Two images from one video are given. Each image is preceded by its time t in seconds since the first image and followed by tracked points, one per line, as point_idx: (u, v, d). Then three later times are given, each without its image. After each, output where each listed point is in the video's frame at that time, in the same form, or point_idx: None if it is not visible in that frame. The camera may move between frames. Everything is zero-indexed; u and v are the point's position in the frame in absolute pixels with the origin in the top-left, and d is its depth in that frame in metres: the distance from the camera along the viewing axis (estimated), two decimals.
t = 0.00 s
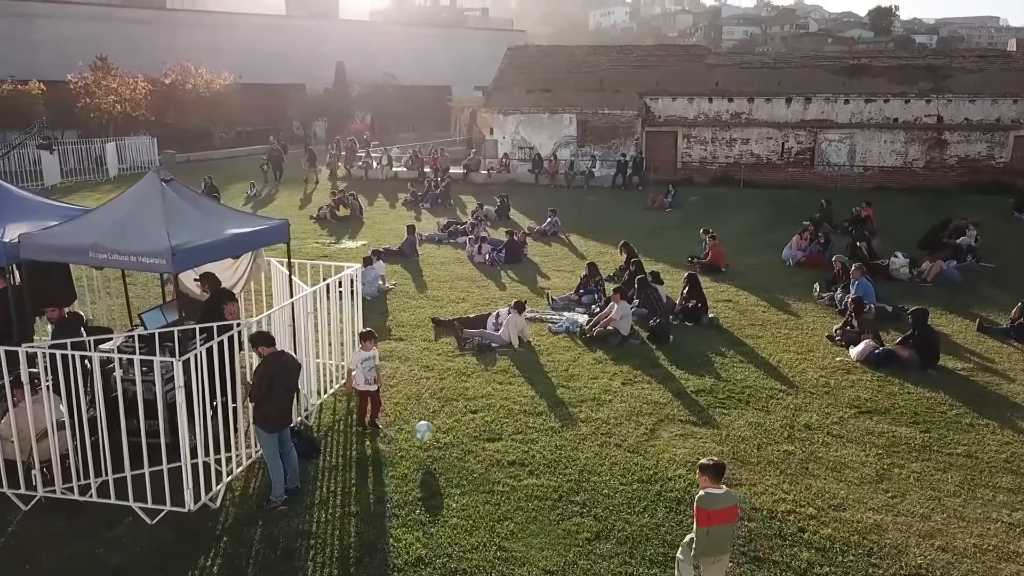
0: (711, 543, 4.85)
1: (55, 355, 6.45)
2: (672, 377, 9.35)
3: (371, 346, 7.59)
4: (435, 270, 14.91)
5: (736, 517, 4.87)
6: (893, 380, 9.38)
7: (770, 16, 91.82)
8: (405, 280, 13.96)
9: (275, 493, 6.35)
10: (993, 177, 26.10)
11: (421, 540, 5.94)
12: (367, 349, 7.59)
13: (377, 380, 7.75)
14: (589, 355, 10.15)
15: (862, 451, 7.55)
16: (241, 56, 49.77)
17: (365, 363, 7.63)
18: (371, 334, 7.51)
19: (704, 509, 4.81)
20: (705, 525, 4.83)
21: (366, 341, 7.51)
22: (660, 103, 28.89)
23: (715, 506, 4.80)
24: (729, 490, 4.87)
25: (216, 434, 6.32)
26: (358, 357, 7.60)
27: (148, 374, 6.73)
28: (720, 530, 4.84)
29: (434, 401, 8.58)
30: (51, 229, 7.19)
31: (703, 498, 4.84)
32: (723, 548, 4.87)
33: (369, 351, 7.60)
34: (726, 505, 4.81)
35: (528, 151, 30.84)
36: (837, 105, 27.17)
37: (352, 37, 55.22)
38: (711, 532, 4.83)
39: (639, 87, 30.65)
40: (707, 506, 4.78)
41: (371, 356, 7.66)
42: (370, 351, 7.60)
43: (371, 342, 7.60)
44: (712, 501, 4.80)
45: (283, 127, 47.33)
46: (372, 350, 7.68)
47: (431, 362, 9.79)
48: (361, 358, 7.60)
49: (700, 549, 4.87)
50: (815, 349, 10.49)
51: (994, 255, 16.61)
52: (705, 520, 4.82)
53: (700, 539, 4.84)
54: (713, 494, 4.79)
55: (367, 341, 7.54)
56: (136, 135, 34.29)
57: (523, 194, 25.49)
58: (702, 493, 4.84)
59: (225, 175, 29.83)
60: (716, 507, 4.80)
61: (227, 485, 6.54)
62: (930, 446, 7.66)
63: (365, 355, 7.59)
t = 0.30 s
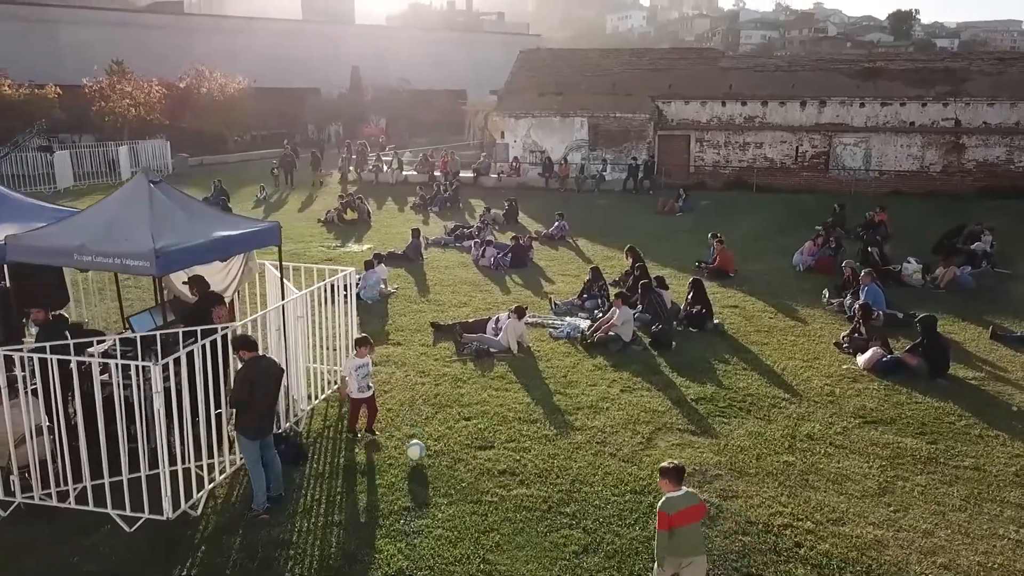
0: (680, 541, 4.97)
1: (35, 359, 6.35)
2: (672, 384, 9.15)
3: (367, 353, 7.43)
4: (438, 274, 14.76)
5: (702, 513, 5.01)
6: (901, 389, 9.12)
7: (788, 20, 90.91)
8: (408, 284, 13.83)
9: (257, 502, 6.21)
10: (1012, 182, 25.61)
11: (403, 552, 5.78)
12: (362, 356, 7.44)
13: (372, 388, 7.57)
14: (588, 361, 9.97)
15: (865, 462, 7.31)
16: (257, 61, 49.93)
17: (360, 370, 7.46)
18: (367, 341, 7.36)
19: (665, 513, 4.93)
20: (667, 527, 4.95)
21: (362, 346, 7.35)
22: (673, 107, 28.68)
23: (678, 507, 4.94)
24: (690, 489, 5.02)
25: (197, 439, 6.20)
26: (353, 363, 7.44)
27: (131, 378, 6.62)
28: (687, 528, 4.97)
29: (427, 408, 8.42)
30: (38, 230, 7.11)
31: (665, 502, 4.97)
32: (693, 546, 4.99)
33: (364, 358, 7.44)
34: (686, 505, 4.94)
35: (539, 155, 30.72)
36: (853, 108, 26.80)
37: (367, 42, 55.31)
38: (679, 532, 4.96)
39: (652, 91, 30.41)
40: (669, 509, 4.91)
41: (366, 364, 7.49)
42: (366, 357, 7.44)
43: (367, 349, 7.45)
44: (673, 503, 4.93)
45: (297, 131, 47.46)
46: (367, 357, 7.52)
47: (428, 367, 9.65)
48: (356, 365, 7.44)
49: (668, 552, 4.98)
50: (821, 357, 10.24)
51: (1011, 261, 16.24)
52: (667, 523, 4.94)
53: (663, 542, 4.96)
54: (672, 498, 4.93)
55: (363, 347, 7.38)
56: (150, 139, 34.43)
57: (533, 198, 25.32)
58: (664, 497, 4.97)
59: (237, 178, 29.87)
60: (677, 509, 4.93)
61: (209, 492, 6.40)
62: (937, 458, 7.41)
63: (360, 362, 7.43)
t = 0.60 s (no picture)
0: (661, 528, 5.12)
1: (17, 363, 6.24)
2: (675, 393, 8.92)
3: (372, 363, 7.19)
4: (445, 278, 14.62)
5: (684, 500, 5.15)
6: (913, 400, 8.83)
7: (811, 24, 90.09)
8: (414, 288, 13.70)
9: (241, 512, 6.06)
10: None
11: (387, 567, 5.61)
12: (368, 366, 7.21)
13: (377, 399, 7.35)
14: (591, 369, 9.76)
15: (872, 477, 7.05)
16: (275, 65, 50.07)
17: (366, 381, 7.22)
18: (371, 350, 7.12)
19: (646, 503, 5.09)
20: (649, 517, 5.10)
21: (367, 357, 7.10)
22: (689, 110, 28.34)
23: (657, 496, 5.08)
24: (669, 475, 5.15)
25: (180, 447, 6.07)
26: (359, 373, 7.19)
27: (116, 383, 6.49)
28: (667, 515, 5.11)
29: (422, 416, 8.25)
30: (29, 232, 7.05)
31: (644, 493, 5.12)
32: (676, 533, 5.14)
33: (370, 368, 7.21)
34: (664, 494, 5.06)
35: (554, 158, 31.06)
36: (872, 112, 26.30)
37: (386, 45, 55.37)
38: (660, 519, 5.11)
39: (668, 94, 30.13)
40: (648, 499, 5.06)
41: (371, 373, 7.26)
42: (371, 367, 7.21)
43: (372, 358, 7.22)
44: (653, 492, 5.08)
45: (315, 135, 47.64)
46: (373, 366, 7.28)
47: (427, 373, 9.48)
48: (361, 375, 7.20)
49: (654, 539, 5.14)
50: (832, 366, 9.96)
51: None
52: (647, 513, 5.09)
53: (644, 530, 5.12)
54: (651, 487, 5.07)
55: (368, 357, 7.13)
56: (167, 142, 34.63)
57: (546, 202, 25.16)
58: (643, 487, 5.12)
59: (252, 182, 29.92)
60: (656, 498, 5.07)
61: (194, 501, 6.27)
62: (947, 473, 7.13)
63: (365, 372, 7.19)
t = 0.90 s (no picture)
0: (657, 514, 5.27)
1: None
2: (681, 404, 8.67)
3: (379, 373, 6.98)
4: (454, 283, 14.44)
5: (684, 497, 5.29)
6: (928, 413, 8.52)
7: (837, 27, 88.96)
8: (421, 293, 13.55)
9: (224, 524, 5.91)
10: None
11: None
12: (377, 376, 7.00)
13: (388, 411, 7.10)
14: (596, 378, 9.52)
15: (881, 495, 6.77)
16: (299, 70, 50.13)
17: (374, 392, 6.99)
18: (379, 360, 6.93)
19: (647, 485, 5.26)
20: (648, 501, 5.26)
21: (376, 367, 6.90)
22: (709, 114, 27.93)
23: (659, 484, 5.24)
24: (677, 469, 5.30)
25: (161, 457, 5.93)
26: (365, 385, 6.96)
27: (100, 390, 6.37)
28: (664, 505, 5.26)
29: (418, 425, 8.07)
30: (21, 236, 6.98)
31: (650, 477, 5.27)
32: (668, 523, 5.28)
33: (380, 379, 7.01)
34: (667, 483, 5.23)
35: (571, 162, 31.02)
36: (896, 116, 25.77)
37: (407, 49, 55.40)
38: (656, 506, 5.27)
39: (688, 98, 29.78)
40: (650, 482, 5.22)
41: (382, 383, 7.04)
42: (379, 378, 6.99)
43: (379, 370, 7.01)
44: (656, 479, 5.23)
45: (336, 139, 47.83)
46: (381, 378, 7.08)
47: (427, 381, 9.30)
48: (368, 386, 6.97)
49: (646, 525, 5.29)
50: (845, 377, 9.66)
51: None
52: (648, 496, 5.26)
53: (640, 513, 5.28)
54: (657, 472, 5.24)
55: (375, 367, 6.94)
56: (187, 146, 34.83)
57: (562, 206, 24.91)
58: (651, 471, 5.28)
59: (270, 186, 29.96)
60: (659, 484, 5.24)
61: (178, 511, 6.12)
62: (961, 492, 6.83)
63: (374, 382, 6.98)
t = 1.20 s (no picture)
0: (653, 505, 5.26)
1: None
2: (684, 410, 8.42)
3: (373, 393, 6.56)
4: (461, 284, 14.28)
5: (679, 490, 5.24)
6: (941, 423, 8.21)
7: (864, 27, 87.65)
8: (427, 294, 13.40)
9: (203, 531, 5.76)
10: None
11: None
12: (371, 396, 6.57)
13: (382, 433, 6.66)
14: (599, 382, 9.29)
15: (888, 508, 6.49)
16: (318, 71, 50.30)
17: (367, 413, 6.54)
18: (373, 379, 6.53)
19: (640, 476, 5.27)
20: (643, 492, 5.26)
21: (368, 385, 6.48)
22: (727, 115, 27.70)
23: (653, 474, 5.23)
24: (673, 462, 5.27)
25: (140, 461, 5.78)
26: (357, 405, 6.52)
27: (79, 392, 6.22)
28: (659, 496, 5.24)
29: (411, 429, 7.90)
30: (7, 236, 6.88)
31: (646, 468, 5.28)
32: (665, 515, 5.26)
33: (374, 399, 6.58)
34: (661, 474, 5.22)
35: (587, 162, 30.84)
36: (920, 116, 25.26)
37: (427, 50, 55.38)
38: (650, 497, 5.26)
39: (706, 98, 29.45)
40: (643, 474, 5.23)
41: (376, 403, 6.61)
42: (373, 398, 6.56)
43: (374, 389, 6.60)
44: (651, 470, 5.24)
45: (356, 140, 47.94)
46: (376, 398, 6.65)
47: (425, 385, 9.13)
48: (360, 406, 6.53)
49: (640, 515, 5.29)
50: (856, 384, 9.35)
51: None
52: (642, 488, 5.26)
53: (635, 503, 5.29)
54: (652, 464, 5.24)
55: (369, 386, 6.53)
56: (205, 146, 35.01)
57: (577, 207, 24.66)
58: (646, 463, 5.29)
59: (286, 186, 29.98)
60: (652, 476, 5.23)
61: (158, 517, 5.99)
62: (972, 507, 6.52)
63: (367, 403, 6.54)
